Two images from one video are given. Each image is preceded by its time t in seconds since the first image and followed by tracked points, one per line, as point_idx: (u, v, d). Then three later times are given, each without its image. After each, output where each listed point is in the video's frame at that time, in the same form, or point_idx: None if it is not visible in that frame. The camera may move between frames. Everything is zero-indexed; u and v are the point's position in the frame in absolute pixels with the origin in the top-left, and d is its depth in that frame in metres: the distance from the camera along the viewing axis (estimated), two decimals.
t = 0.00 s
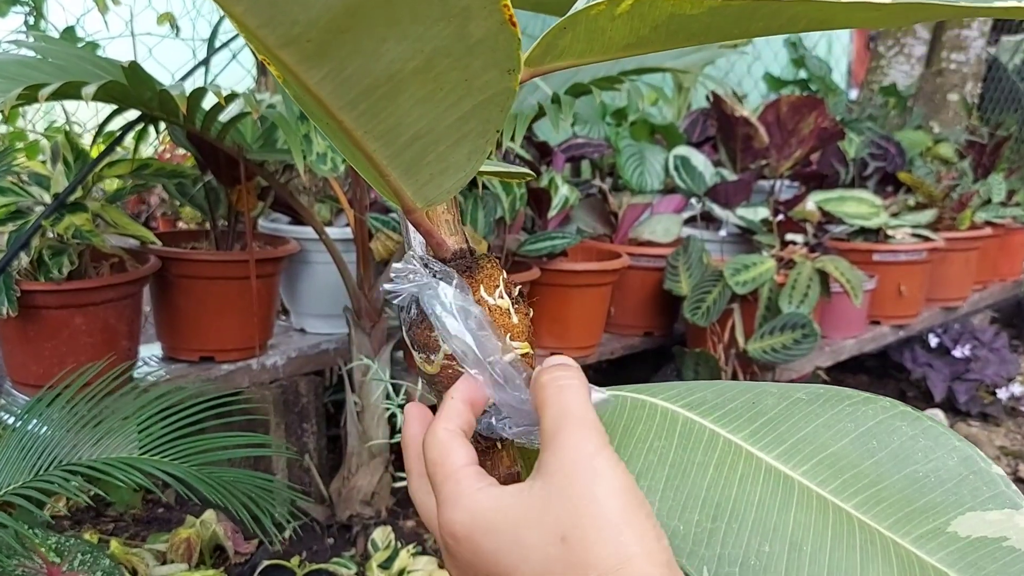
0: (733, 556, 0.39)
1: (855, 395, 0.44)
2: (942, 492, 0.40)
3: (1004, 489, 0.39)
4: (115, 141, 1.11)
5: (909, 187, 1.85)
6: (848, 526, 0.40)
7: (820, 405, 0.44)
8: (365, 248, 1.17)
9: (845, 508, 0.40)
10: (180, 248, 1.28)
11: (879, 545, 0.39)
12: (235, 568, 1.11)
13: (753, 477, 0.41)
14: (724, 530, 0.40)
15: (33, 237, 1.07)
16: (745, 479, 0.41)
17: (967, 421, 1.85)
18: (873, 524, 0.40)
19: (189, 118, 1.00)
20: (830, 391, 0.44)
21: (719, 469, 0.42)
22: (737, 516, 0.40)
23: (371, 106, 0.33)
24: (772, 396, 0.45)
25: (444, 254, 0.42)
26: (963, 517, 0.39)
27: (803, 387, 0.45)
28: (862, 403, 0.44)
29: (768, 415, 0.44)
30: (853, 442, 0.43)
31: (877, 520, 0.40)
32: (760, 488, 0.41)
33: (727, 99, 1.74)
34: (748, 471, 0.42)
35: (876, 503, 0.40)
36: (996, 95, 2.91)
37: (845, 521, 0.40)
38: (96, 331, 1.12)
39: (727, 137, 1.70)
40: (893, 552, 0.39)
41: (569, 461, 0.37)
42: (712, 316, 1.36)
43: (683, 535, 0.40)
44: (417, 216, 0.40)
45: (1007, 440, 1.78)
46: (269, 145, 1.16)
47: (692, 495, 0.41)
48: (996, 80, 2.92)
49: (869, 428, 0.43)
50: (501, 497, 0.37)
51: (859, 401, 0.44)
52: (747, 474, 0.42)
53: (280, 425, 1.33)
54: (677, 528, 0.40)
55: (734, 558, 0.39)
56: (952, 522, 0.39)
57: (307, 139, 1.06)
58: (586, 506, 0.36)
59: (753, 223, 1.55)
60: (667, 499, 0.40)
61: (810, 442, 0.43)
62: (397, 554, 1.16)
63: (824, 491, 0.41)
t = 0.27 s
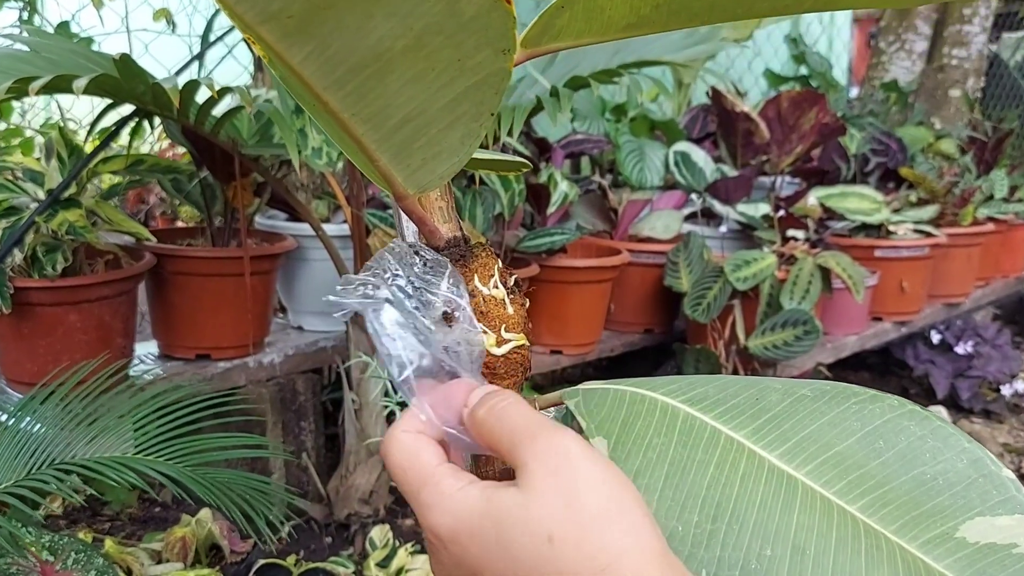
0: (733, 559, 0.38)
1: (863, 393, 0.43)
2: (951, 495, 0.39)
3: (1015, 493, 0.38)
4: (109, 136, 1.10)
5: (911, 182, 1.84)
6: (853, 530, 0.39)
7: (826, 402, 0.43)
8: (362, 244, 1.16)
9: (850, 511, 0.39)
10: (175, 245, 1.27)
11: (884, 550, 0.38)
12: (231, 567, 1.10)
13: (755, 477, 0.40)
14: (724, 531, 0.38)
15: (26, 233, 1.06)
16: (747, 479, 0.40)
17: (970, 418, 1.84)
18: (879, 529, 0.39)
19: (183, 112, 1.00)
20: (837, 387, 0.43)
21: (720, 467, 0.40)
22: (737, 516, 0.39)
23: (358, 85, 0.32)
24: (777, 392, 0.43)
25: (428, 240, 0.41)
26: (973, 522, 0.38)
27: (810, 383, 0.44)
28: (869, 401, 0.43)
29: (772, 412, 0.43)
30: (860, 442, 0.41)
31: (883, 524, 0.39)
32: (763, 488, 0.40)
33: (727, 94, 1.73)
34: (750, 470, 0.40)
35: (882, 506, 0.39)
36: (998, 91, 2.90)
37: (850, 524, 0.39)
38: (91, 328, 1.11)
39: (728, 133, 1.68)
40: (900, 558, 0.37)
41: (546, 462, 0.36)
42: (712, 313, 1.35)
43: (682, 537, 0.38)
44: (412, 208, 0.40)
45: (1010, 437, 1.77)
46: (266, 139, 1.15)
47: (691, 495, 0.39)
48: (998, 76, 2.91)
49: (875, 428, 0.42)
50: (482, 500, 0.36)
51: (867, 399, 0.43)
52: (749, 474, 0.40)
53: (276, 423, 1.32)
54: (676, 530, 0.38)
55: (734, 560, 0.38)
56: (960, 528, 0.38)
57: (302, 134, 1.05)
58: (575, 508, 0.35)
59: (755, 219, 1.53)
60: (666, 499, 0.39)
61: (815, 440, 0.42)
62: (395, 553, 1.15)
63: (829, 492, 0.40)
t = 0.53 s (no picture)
0: (734, 559, 0.37)
1: (869, 385, 0.42)
2: (960, 491, 0.37)
3: None
4: (103, 132, 1.09)
5: (912, 178, 1.83)
6: (858, 526, 0.37)
7: (830, 396, 0.42)
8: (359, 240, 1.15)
9: (855, 507, 0.38)
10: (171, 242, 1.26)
11: (892, 548, 0.36)
12: (226, 567, 1.09)
13: (755, 473, 0.39)
14: (723, 529, 0.37)
15: (19, 230, 1.05)
16: (748, 476, 0.39)
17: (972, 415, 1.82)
18: (886, 525, 0.37)
19: (177, 107, 0.99)
20: (842, 380, 0.42)
21: (720, 464, 0.39)
22: (737, 515, 0.38)
23: (338, 72, 0.31)
24: (778, 385, 0.42)
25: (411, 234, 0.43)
26: (983, 518, 0.37)
27: (812, 376, 0.43)
28: (875, 394, 0.41)
29: (774, 407, 0.42)
30: (865, 436, 0.40)
31: (890, 521, 0.37)
32: (764, 485, 0.39)
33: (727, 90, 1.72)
34: (752, 466, 0.39)
35: (889, 502, 0.38)
36: (998, 88, 2.89)
37: (855, 521, 0.37)
38: (86, 327, 1.10)
39: (728, 129, 1.68)
40: (908, 555, 0.36)
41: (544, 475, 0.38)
42: (713, 309, 1.34)
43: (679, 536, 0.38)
44: (401, 200, 0.39)
45: (1013, 434, 1.76)
46: (262, 137, 1.13)
47: (689, 493, 0.39)
48: (998, 73, 2.90)
49: (882, 422, 0.40)
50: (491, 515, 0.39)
51: (873, 391, 0.41)
52: (751, 470, 0.39)
53: (274, 421, 1.31)
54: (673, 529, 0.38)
55: (734, 561, 0.37)
56: (970, 524, 0.36)
57: (296, 128, 1.04)
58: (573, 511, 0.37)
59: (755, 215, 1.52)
60: (663, 496, 0.39)
61: (819, 435, 0.41)
62: (394, 552, 1.14)
63: (834, 489, 0.39)
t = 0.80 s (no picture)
0: (743, 556, 0.36)
1: (876, 378, 0.41)
2: (970, 484, 0.37)
3: None
4: (101, 130, 1.08)
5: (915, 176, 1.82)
6: (868, 522, 0.37)
7: (837, 390, 0.41)
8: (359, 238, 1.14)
9: (864, 502, 0.37)
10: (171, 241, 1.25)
11: (903, 545, 0.36)
12: (227, 569, 1.08)
13: (763, 469, 0.38)
14: (731, 527, 0.37)
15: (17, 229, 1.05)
16: (755, 471, 0.38)
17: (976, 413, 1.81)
18: (896, 521, 0.37)
19: (176, 105, 0.99)
20: (848, 373, 0.40)
21: (727, 460, 0.39)
22: (745, 511, 0.37)
23: (334, 57, 0.30)
24: (784, 379, 0.42)
25: (411, 232, 0.43)
26: (994, 511, 0.36)
27: (818, 369, 0.42)
28: (882, 387, 0.40)
29: (779, 401, 0.41)
30: (873, 430, 0.39)
31: (900, 516, 0.37)
32: (772, 481, 0.38)
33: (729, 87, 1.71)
34: (758, 462, 0.39)
35: (899, 497, 0.37)
36: (1001, 85, 2.88)
37: (865, 517, 0.37)
38: (84, 326, 1.09)
39: (731, 127, 1.67)
40: (921, 550, 0.35)
41: (556, 481, 0.37)
42: (715, 308, 1.34)
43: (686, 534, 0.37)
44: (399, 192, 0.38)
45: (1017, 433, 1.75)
46: (261, 134, 1.13)
47: (695, 489, 0.38)
48: (1001, 71, 2.89)
49: (890, 415, 0.40)
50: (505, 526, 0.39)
51: (880, 384, 0.40)
52: (758, 466, 0.38)
53: (274, 421, 1.30)
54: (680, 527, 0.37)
55: (743, 558, 0.36)
56: (981, 519, 0.36)
57: (295, 125, 1.03)
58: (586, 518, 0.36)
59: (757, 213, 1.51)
60: (670, 493, 0.38)
61: (826, 430, 0.40)
62: (395, 552, 1.13)
63: (843, 484, 0.38)
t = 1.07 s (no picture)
0: (754, 562, 0.36)
1: (887, 381, 0.40)
2: (984, 489, 0.37)
3: None
4: (101, 131, 1.08)
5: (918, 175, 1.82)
6: (881, 527, 0.36)
7: (846, 393, 0.40)
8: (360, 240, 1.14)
9: (876, 508, 0.37)
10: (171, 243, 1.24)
11: (916, 551, 0.35)
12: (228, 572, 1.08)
13: (773, 474, 0.38)
14: (741, 532, 0.36)
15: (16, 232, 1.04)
16: (766, 476, 0.38)
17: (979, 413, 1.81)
18: (909, 526, 0.36)
19: (175, 107, 0.99)
20: (858, 378, 0.40)
21: (736, 465, 0.38)
22: (755, 517, 0.37)
23: (339, 55, 0.30)
24: (793, 383, 0.41)
25: (412, 235, 0.42)
26: (1009, 517, 0.36)
27: (829, 372, 0.41)
28: (893, 390, 0.40)
29: (788, 405, 0.40)
30: (884, 434, 0.39)
31: (913, 522, 0.36)
32: (782, 486, 0.38)
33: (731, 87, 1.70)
34: (769, 466, 0.38)
35: (911, 503, 0.37)
36: (1003, 84, 2.87)
37: (878, 522, 0.36)
38: (85, 329, 1.08)
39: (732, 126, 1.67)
40: (934, 557, 0.35)
41: (557, 495, 0.37)
42: (718, 309, 1.33)
43: (695, 540, 0.37)
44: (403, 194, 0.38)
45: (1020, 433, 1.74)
46: (261, 136, 1.12)
47: (704, 495, 0.37)
48: (1003, 70, 2.88)
49: (901, 419, 0.39)
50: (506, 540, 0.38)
51: (891, 388, 0.40)
52: (767, 471, 0.38)
53: (275, 424, 1.29)
54: (689, 533, 0.37)
55: (754, 564, 0.36)
56: (996, 524, 0.36)
57: (296, 126, 1.03)
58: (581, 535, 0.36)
59: (758, 214, 1.52)
60: (679, 499, 0.37)
61: (835, 434, 0.39)
62: (397, 555, 1.13)
63: (854, 490, 0.37)
